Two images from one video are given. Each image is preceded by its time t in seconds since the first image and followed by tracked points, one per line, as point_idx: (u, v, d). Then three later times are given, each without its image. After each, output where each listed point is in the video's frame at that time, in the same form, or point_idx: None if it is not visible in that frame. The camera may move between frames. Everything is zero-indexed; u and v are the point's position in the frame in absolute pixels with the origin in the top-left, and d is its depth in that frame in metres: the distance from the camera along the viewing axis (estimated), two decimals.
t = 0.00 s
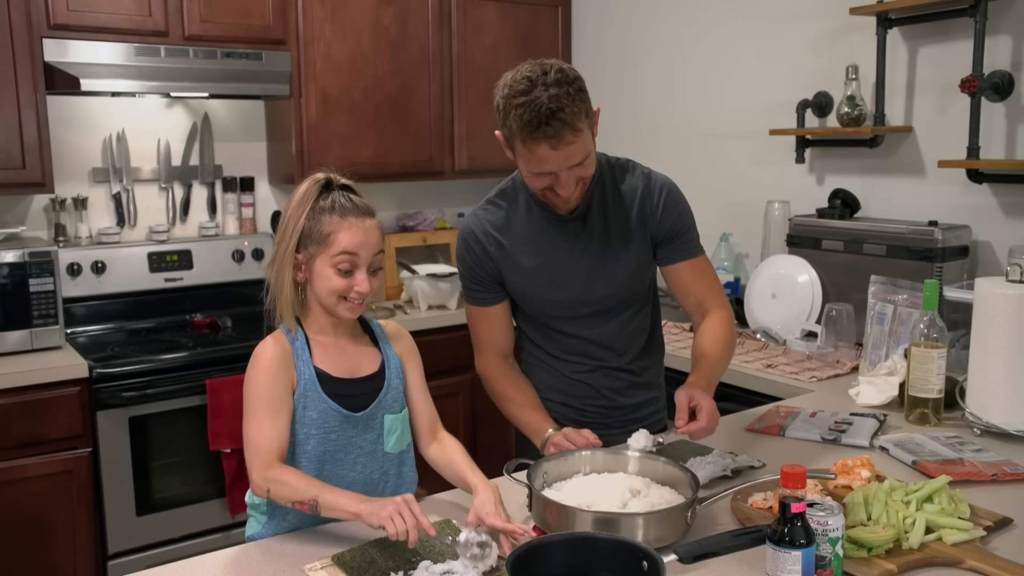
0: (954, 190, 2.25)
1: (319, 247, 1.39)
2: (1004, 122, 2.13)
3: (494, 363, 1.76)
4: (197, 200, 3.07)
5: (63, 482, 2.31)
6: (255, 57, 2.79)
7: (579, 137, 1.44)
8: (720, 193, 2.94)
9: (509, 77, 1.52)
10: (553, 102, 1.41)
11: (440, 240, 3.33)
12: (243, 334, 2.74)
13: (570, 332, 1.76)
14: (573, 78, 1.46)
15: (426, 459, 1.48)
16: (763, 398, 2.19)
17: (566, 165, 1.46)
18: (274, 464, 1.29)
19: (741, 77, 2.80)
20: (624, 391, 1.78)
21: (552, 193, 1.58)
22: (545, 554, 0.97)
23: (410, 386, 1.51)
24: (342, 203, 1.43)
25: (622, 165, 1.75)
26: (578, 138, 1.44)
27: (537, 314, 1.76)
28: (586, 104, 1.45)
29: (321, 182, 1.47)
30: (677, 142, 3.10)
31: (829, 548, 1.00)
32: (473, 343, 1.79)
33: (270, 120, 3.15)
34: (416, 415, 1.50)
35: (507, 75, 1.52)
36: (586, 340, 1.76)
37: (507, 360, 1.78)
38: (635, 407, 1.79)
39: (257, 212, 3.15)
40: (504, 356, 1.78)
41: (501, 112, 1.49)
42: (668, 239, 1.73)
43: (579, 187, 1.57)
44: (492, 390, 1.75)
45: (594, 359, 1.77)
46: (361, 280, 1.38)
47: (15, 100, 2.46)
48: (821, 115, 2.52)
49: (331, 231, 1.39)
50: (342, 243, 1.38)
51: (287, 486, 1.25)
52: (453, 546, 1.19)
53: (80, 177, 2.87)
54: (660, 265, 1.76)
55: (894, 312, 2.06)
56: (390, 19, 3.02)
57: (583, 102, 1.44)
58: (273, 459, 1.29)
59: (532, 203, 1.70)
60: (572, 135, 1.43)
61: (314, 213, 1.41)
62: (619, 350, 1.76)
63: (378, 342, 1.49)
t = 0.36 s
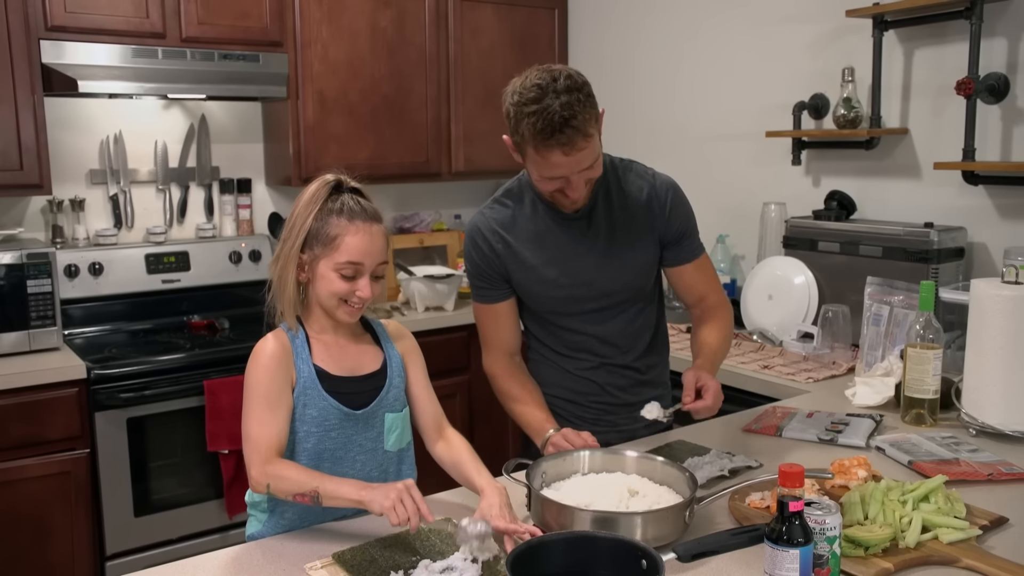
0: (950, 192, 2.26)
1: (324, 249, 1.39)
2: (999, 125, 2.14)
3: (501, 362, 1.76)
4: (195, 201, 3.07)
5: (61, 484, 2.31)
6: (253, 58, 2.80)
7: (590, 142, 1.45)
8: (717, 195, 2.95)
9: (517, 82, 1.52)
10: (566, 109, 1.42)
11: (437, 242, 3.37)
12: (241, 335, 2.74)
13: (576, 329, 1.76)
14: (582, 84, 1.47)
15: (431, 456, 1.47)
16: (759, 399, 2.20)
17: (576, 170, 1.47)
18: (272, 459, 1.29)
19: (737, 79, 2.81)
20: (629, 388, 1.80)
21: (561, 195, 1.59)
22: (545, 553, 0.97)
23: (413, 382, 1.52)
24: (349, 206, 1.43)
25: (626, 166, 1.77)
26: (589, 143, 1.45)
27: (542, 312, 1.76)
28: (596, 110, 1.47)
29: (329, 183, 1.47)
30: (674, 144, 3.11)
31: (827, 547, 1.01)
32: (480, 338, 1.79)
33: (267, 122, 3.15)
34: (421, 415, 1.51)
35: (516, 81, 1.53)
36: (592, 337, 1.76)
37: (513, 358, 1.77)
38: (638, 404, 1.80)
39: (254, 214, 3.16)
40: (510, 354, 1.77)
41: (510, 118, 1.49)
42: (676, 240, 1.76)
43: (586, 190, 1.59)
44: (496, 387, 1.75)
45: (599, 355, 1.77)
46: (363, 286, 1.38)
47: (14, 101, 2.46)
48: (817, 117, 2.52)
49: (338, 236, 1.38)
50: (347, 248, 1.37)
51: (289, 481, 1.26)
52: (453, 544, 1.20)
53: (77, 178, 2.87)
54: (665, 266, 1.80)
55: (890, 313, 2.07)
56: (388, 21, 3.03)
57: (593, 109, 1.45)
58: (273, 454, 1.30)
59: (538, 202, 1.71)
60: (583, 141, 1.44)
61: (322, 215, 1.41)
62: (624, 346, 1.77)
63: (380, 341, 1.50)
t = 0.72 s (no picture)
0: (947, 192, 2.27)
1: (328, 249, 1.39)
2: (996, 126, 2.15)
3: (513, 356, 1.76)
4: (193, 200, 3.07)
5: (60, 482, 2.31)
6: (252, 58, 2.80)
7: (611, 150, 1.46)
8: (715, 195, 2.95)
9: (542, 89, 1.53)
10: (587, 118, 1.43)
11: (436, 242, 3.36)
12: (239, 335, 2.74)
13: (590, 327, 1.77)
14: (607, 93, 1.47)
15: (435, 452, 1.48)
16: (757, 399, 2.21)
17: (598, 176, 1.48)
18: (273, 455, 1.30)
19: (736, 79, 2.82)
20: (642, 385, 1.80)
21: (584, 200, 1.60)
22: (544, 551, 0.98)
23: (416, 378, 1.53)
24: (353, 206, 1.43)
25: (649, 169, 1.77)
26: (611, 151, 1.46)
27: (559, 309, 1.77)
28: (619, 119, 1.47)
29: (333, 182, 1.47)
30: (672, 144, 3.11)
31: (825, 546, 1.01)
32: (495, 332, 1.79)
33: (266, 121, 3.15)
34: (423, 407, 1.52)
35: (542, 89, 1.53)
36: (606, 334, 1.77)
37: (528, 355, 1.78)
38: (650, 401, 1.81)
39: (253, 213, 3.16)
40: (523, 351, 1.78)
41: (535, 125, 1.50)
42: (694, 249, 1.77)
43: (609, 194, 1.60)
44: (507, 381, 1.75)
45: (613, 352, 1.78)
46: (366, 287, 1.38)
47: (13, 99, 2.46)
48: (815, 117, 2.52)
49: (342, 237, 1.38)
50: (350, 249, 1.37)
51: (289, 477, 1.26)
52: (453, 543, 1.20)
53: (76, 177, 2.87)
54: (678, 275, 1.82)
55: (888, 313, 2.08)
56: (387, 21, 3.03)
57: (617, 117, 1.46)
58: (273, 451, 1.30)
59: (562, 202, 1.73)
60: (604, 149, 1.45)
61: (325, 215, 1.41)
62: (639, 345, 1.79)
63: (382, 339, 1.51)
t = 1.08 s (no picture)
0: (947, 194, 2.28)
1: (331, 250, 1.39)
2: (996, 128, 2.15)
3: (523, 349, 1.75)
4: (194, 200, 3.08)
5: (61, 482, 2.32)
6: (253, 58, 2.81)
7: (624, 162, 1.47)
8: (715, 196, 2.95)
9: (559, 98, 1.53)
10: (601, 130, 1.43)
11: (435, 242, 3.37)
12: (239, 335, 2.74)
13: (597, 326, 1.78)
14: (623, 104, 1.47)
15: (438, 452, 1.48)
16: (757, 400, 2.21)
17: (611, 186, 1.49)
18: (288, 455, 1.30)
19: (736, 81, 2.82)
20: (647, 386, 1.80)
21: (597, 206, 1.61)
22: (545, 551, 0.98)
23: (418, 379, 1.53)
24: (355, 207, 1.43)
25: (662, 174, 1.77)
26: (623, 163, 1.47)
27: (566, 306, 1.78)
28: (633, 130, 1.47)
29: (336, 183, 1.48)
30: (672, 145, 3.12)
31: (825, 547, 1.02)
32: (505, 323, 1.78)
33: (267, 121, 3.15)
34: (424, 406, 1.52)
35: (558, 98, 1.53)
36: (612, 333, 1.77)
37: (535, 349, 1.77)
38: (653, 403, 1.81)
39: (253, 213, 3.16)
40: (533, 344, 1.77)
41: (550, 133, 1.51)
42: (703, 254, 1.78)
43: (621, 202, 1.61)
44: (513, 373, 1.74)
45: (619, 353, 1.79)
46: (369, 288, 1.38)
47: (15, 99, 2.46)
48: (815, 119, 2.52)
49: (344, 238, 1.39)
50: (352, 251, 1.38)
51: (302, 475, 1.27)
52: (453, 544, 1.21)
53: (77, 177, 2.87)
54: (686, 279, 1.82)
55: (888, 315, 2.08)
56: (388, 22, 3.04)
57: (631, 130, 1.46)
58: (285, 448, 1.31)
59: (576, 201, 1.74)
60: (616, 161, 1.46)
61: (329, 216, 1.41)
62: (644, 347, 1.79)
63: (383, 340, 1.51)
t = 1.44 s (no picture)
0: (953, 197, 2.27)
1: (337, 251, 1.40)
2: (1003, 130, 2.14)
3: (528, 347, 1.75)
4: (200, 200, 3.09)
5: (66, 480, 2.32)
6: (260, 59, 2.81)
7: (627, 166, 1.46)
8: (720, 198, 2.95)
9: (563, 101, 1.53)
10: (604, 134, 1.43)
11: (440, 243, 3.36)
12: (244, 334, 2.75)
13: (601, 325, 1.78)
14: (626, 108, 1.47)
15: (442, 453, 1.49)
16: (761, 402, 2.21)
17: (614, 191, 1.50)
18: (289, 455, 1.31)
19: (742, 82, 2.82)
20: (651, 388, 1.80)
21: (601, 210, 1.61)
22: (547, 552, 0.98)
23: (422, 382, 1.53)
24: (363, 209, 1.43)
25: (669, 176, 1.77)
26: (626, 167, 1.46)
27: (571, 306, 1.78)
28: (636, 135, 1.47)
29: (344, 184, 1.48)
30: (677, 146, 3.11)
31: (827, 550, 1.01)
32: (512, 322, 1.78)
33: (273, 121, 3.16)
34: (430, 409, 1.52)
35: (562, 101, 1.53)
36: (616, 335, 1.77)
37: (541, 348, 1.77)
38: (656, 405, 1.81)
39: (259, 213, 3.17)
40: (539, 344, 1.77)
41: (554, 137, 1.51)
42: (710, 255, 1.77)
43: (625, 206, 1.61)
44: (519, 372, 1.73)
45: (623, 354, 1.79)
46: (374, 290, 1.38)
47: (24, 98, 2.48)
48: (821, 120, 2.52)
49: (351, 240, 1.39)
50: (358, 252, 1.38)
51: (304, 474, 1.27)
52: (455, 544, 1.21)
53: (84, 177, 2.88)
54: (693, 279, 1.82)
55: (893, 317, 2.08)
56: (393, 23, 3.04)
57: (634, 135, 1.46)
58: (287, 449, 1.31)
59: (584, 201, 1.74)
60: (619, 165, 1.46)
61: (336, 217, 1.41)
62: (649, 348, 1.79)
63: (388, 342, 1.51)
